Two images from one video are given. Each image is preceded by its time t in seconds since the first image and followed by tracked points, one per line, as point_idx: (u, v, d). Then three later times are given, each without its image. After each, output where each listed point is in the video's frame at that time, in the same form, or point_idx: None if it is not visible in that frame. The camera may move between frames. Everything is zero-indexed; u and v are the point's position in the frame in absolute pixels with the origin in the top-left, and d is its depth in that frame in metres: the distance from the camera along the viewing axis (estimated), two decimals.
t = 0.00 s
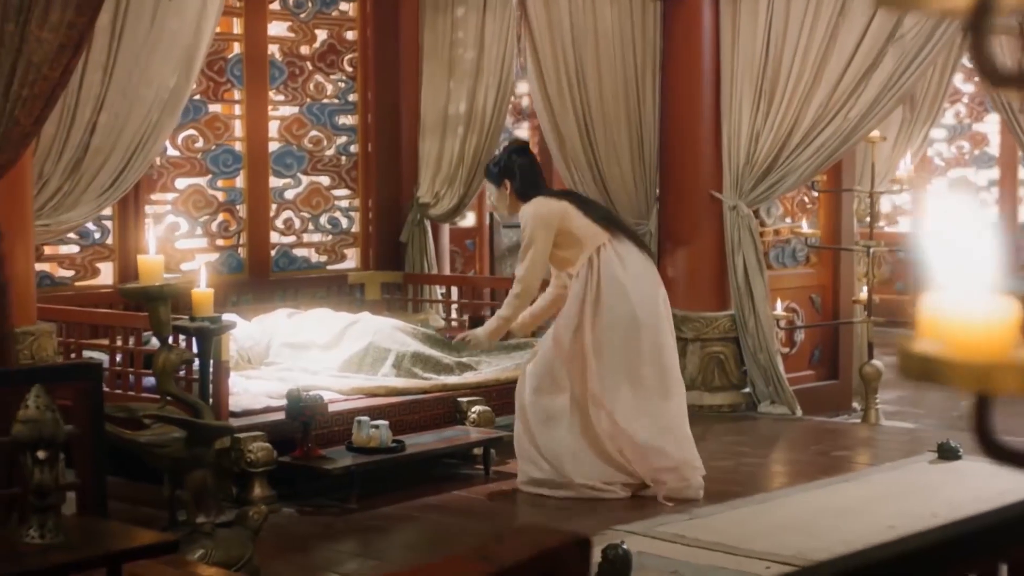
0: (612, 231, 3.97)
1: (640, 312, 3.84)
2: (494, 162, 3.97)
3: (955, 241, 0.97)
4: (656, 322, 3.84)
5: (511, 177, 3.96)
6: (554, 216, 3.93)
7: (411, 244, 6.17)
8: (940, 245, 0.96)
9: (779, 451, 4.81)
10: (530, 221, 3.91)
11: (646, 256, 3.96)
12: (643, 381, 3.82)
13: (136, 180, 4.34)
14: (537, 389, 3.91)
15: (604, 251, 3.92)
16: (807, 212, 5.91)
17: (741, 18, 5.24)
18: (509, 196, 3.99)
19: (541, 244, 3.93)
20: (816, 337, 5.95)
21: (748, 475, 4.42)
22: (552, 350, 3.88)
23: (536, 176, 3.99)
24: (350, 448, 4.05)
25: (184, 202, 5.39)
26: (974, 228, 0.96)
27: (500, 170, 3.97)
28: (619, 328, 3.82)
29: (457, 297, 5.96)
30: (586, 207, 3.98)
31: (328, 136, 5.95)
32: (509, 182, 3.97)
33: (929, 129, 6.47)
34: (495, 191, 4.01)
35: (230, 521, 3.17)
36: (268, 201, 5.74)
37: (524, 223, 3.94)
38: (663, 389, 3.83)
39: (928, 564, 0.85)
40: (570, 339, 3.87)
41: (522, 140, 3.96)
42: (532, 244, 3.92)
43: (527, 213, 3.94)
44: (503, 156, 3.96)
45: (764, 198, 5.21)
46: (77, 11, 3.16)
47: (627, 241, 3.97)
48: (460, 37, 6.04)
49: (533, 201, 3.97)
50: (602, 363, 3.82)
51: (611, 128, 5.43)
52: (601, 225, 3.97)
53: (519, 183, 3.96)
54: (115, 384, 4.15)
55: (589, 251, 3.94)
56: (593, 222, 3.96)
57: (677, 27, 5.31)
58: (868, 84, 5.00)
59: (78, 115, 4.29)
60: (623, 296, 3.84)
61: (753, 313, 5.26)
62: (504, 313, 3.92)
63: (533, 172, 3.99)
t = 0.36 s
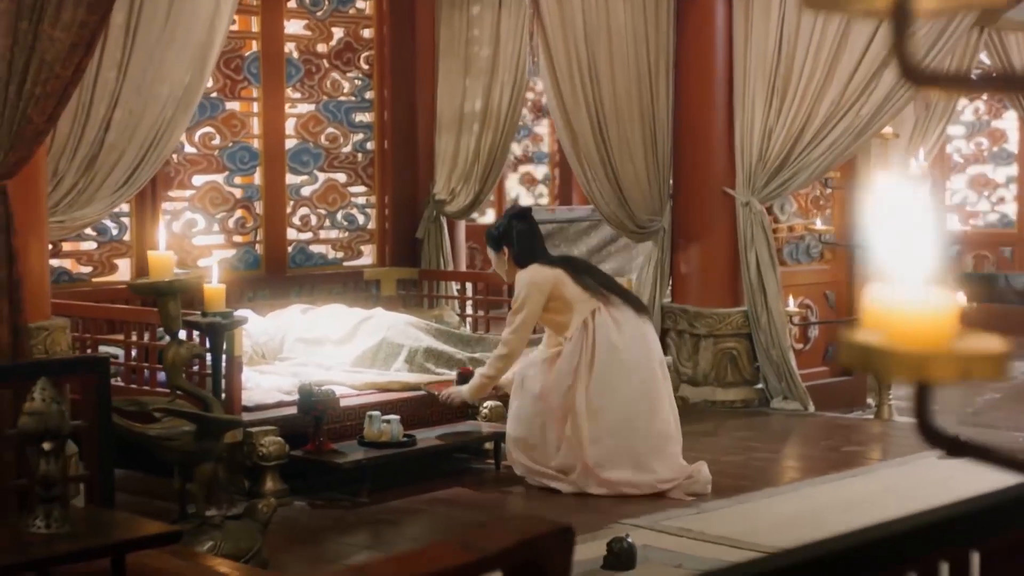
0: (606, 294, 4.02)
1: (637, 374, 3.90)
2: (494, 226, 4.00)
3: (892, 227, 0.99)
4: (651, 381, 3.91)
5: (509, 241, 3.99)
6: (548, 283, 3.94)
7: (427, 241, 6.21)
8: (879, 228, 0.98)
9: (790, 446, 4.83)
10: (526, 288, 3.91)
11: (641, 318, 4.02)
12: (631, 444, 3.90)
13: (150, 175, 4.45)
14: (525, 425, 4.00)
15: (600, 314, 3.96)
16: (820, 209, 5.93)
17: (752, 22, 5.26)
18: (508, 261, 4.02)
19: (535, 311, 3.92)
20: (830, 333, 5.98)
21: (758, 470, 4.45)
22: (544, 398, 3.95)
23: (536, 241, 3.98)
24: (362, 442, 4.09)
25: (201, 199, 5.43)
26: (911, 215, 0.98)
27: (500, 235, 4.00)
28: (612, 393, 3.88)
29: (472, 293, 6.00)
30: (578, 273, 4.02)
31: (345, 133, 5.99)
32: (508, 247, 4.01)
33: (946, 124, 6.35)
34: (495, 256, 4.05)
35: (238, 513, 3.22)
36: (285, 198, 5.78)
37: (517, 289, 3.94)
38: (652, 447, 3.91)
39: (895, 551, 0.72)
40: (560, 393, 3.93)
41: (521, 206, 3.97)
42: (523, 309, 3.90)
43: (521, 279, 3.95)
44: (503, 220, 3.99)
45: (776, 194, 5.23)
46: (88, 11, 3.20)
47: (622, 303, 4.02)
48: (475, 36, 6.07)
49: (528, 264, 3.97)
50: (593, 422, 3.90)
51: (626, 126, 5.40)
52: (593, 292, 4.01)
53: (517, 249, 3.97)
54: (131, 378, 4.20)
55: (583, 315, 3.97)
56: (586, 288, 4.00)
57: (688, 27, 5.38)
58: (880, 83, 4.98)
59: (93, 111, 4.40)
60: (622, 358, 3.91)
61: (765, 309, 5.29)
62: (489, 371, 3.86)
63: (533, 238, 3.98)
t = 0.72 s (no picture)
0: (607, 323, 4.01)
1: (634, 401, 3.90)
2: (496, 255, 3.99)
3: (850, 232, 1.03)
4: (647, 410, 3.91)
5: (512, 271, 3.98)
6: (549, 312, 3.94)
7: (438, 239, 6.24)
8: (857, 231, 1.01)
9: (797, 442, 4.85)
10: (528, 315, 3.90)
11: (643, 349, 4.00)
12: (616, 468, 3.91)
13: (161, 172, 4.54)
14: (523, 432, 4.03)
15: (602, 344, 3.95)
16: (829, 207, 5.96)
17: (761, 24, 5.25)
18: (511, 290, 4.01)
19: (536, 338, 3.91)
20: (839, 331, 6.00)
21: (765, 466, 4.47)
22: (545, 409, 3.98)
23: (538, 270, 3.98)
24: (370, 438, 4.12)
25: (213, 197, 5.47)
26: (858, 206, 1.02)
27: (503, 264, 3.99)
28: (603, 417, 3.88)
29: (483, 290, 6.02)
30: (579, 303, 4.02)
31: (356, 131, 6.02)
32: (510, 275, 4.00)
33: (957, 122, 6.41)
34: (498, 284, 4.04)
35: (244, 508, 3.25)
36: (296, 196, 5.82)
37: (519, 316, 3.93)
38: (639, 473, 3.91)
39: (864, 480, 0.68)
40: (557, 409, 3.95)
41: (524, 234, 3.97)
42: (524, 336, 3.89)
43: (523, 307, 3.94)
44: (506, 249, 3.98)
45: (785, 192, 5.25)
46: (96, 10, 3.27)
47: (624, 333, 4.01)
48: (486, 34, 6.12)
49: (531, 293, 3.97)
50: (584, 441, 3.91)
51: (634, 124, 5.43)
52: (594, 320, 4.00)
53: (520, 278, 3.97)
54: (140, 374, 4.22)
55: (584, 344, 3.97)
56: (587, 317, 3.99)
57: (699, 25, 5.39)
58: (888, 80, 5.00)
59: (103, 109, 4.48)
60: (621, 384, 3.90)
61: (774, 307, 5.31)
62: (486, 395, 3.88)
63: (535, 266, 3.98)
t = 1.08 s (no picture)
0: (604, 331, 4.03)
1: (632, 406, 3.92)
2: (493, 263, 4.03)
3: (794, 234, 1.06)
4: (645, 414, 3.93)
5: (509, 279, 4.02)
6: (545, 320, 3.96)
7: (440, 240, 6.27)
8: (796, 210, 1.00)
9: (795, 442, 4.87)
10: (524, 323, 3.91)
11: (639, 356, 4.03)
12: (613, 471, 3.94)
13: (161, 174, 4.59)
14: (520, 433, 4.05)
15: (598, 352, 3.98)
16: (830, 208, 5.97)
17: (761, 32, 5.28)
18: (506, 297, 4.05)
19: (532, 345, 3.93)
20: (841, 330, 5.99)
21: (764, 466, 4.49)
22: (542, 412, 3.99)
23: (534, 278, 4.02)
24: (369, 438, 4.14)
25: (215, 199, 5.50)
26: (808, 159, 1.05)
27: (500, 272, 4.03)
28: (601, 422, 3.91)
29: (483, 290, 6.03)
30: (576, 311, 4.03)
31: (358, 133, 6.05)
32: (506, 285, 4.03)
33: (958, 123, 6.39)
34: (494, 292, 4.08)
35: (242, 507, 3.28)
36: (298, 198, 5.84)
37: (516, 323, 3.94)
38: (636, 476, 3.94)
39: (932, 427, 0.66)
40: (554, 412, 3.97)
41: (518, 244, 4.02)
42: (522, 341, 3.91)
43: (520, 314, 3.96)
44: (502, 257, 4.02)
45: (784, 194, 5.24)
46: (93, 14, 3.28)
47: (620, 341, 4.03)
48: (488, 36, 6.11)
49: (527, 301, 4.00)
50: (582, 444, 3.94)
51: (634, 126, 5.46)
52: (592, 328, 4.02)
53: (515, 285, 4.00)
54: (142, 374, 4.24)
55: (582, 351, 3.99)
56: (585, 325, 4.00)
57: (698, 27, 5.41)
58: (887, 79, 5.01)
59: (104, 110, 4.53)
60: (620, 389, 3.93)
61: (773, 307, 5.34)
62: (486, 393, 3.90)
63: (532, 275, 4.02)
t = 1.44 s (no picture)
0: (598, 334, 4.04)
1: (627, 406, 3.94)
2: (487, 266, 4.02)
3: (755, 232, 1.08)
4: (640, 415, 3.95)
5: (504, 283, 4.01)
6: (540, 323, 3.96)
7: (438, 241, 6.27)
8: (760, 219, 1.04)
9: (791, 442, 4.89)
10: (519, 326, 3.91)
11: (633, 359, 4.05)
12: (607, 470, 3.96)
13: (159, 175, 4.62)
14: (516, 434, 4.07)
15: (593, 354, 4.00)
16: (828, 209, 5.98)
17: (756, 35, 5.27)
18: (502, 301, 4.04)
19: (526, 348, 3.94)
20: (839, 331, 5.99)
21: (760, 467, 4.51)
22: (538, 412, 4.01)
23: (529, 281, 4.01)
24: (365, 438, 4.16)
25: (213, 200, 5.52)
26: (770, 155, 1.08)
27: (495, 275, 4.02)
28: (596, 422, 3.93)
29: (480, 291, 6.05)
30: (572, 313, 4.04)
31: (357, 135, 6.07)
32: (502, 287, 4.03)
33: (955, 125, 6.31)
34: (489, 296, 4.07)
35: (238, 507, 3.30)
36: (297, 199, 5.86)
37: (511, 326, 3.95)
38: (630, 476, 3.96)
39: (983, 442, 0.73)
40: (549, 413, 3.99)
41: (514, 246, 4.01)
42: (516, 344, 3.92)
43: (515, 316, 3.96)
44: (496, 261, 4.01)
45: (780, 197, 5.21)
46: (89, 16, 3.29)
47: (615, 344, 4.05)
48: (486, 37, 6.09)
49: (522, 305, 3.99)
50: (577, 444, 3.97)
51: (631, 127, 5.49)
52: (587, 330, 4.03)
53: (510, 289, 4.00)
54: (140, 374, 4.26)
55: (576, 354, 4.01)
56: (579, 327, 4.02)
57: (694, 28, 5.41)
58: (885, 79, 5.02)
59: (101, 112, 4.56)
60: (616, 389, 3.95)
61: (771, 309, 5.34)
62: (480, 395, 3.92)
63: (526, 278, 4.01)
